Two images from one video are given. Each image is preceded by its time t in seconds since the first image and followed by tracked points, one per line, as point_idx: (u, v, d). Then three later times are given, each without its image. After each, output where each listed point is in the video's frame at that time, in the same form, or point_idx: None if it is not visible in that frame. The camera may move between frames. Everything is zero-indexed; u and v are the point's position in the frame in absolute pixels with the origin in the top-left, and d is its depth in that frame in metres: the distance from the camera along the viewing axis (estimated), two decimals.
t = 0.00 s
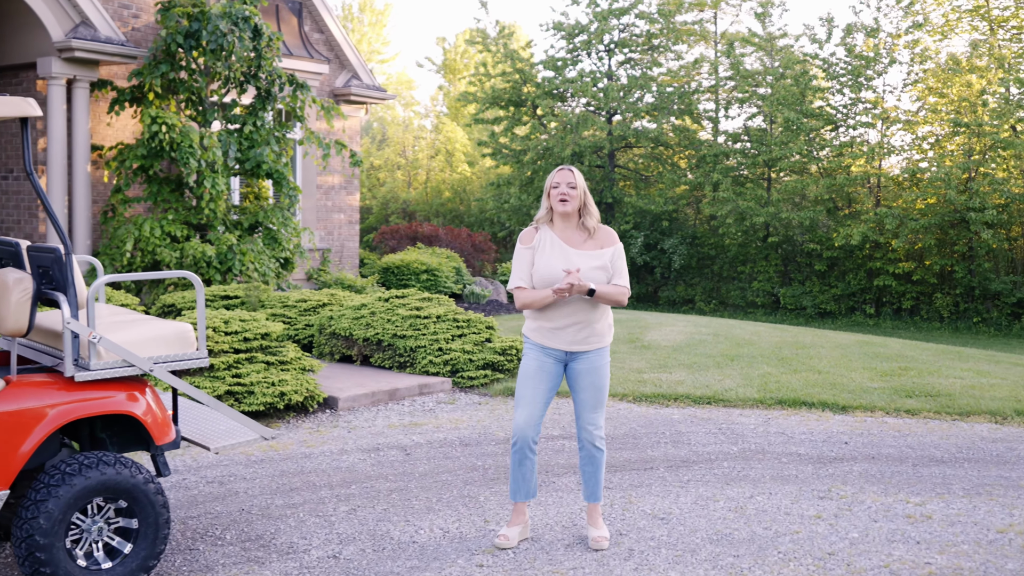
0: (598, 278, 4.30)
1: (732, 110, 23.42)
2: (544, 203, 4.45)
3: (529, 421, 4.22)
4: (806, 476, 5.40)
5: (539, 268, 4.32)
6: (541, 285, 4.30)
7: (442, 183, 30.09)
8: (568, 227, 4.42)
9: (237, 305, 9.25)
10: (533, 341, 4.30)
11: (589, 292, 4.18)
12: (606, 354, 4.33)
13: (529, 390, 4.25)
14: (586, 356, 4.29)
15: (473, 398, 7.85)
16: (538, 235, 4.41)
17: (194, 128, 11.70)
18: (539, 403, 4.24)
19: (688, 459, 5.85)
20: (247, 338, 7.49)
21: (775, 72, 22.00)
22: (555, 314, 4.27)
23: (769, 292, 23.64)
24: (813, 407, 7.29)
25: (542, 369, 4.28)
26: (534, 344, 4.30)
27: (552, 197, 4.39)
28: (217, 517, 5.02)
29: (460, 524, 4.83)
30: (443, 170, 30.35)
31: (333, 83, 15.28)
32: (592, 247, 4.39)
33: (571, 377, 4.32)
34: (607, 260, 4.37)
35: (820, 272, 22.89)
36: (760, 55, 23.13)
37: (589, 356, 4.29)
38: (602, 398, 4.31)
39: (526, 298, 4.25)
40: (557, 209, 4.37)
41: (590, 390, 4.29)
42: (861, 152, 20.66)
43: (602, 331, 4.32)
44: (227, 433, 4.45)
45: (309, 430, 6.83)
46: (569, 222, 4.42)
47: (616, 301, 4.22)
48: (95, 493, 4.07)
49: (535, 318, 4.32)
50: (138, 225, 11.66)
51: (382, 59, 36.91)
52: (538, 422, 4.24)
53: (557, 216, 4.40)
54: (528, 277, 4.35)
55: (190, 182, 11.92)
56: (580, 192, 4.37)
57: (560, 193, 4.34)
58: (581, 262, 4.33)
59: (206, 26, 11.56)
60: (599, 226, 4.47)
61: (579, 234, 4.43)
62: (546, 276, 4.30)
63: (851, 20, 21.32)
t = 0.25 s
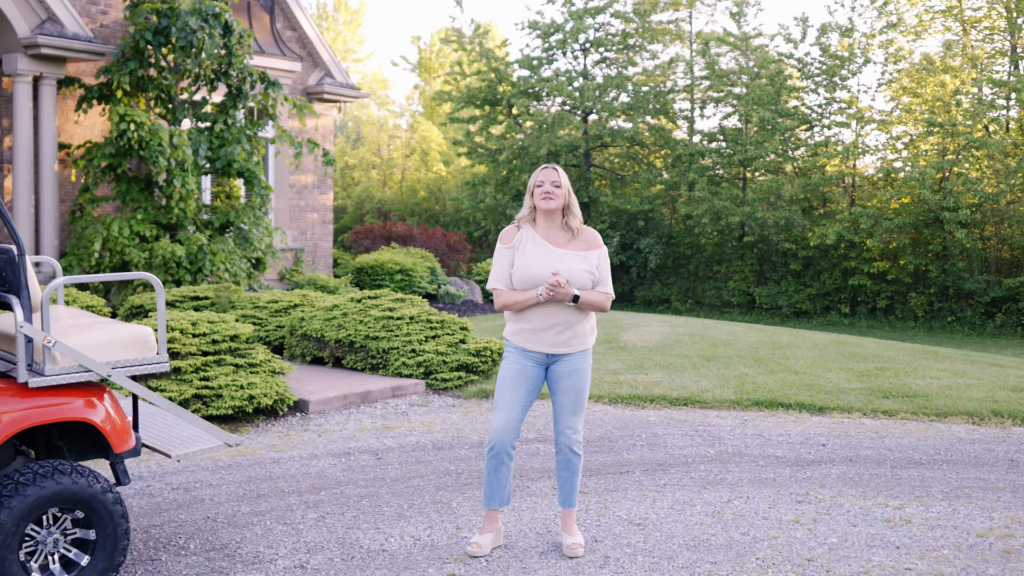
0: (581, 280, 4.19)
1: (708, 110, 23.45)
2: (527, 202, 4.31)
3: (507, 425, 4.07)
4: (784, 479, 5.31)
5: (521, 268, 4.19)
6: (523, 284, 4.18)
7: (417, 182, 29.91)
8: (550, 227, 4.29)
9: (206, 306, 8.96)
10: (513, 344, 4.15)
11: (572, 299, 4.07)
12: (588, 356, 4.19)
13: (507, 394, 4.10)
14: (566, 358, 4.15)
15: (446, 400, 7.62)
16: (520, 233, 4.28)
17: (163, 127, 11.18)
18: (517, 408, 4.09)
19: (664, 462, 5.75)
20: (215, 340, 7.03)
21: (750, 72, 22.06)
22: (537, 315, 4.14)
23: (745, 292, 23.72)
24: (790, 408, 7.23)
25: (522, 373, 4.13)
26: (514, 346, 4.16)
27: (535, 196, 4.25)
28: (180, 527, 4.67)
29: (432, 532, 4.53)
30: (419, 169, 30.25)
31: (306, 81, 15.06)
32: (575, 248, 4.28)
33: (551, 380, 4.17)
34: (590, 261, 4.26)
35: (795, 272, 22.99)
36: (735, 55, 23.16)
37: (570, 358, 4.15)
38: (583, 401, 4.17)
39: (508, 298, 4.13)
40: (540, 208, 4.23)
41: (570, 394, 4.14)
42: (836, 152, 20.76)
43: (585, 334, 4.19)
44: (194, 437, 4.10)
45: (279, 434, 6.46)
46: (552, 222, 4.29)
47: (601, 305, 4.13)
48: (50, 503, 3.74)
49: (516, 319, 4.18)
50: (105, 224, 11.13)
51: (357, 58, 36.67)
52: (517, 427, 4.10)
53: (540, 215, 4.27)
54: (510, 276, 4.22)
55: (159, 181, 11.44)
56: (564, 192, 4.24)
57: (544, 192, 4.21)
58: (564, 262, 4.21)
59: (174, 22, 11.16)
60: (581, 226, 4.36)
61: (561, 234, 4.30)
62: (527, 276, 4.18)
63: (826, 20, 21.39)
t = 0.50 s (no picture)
0: (568, 279, 4.06)
1: (689, 109, 23.45)
2: (512, 200, 4.19)
3: (491, 430, 3.96)
4: (769, 482, 5.24)
5: (506, 266, 4.08)
6: (507, 283, 4.06)
7: (398, 181, 29.81)
8: (536, 225, 4.17)
9: (182, 307, 8.75)
10: (500, 346, 4.04)
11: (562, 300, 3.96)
12: (575, 358, 4.09)
13: (493, 398, 3.98)
14: (553, 361, 4.04)
15: (426, 401, 7.45)
16: (505, 232, 4.16)
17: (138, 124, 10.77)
18: (502, 412, 3.98)
19: (648, 465, 5.65)
20: (190, 342, 6.69)
21: (731, 71, 22.09)
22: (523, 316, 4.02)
23: (725, 291, 23.72)
24: (774, 409, 7.16)
25: (507, 376, 4.01)
26: (500, 349, 4.05)
27: (520, 194, 4.14)
28: (151, 535, 4.37)
29: (412, 539, 4.30)
30: (399, 168, 30.10)
31: (284, 79, 14.80)
32: (562, 246, 4.16)
33: (538, 383, 4.06)
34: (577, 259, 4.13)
35: (776, 271, 23.04)
36: (716, 54, 23.18)
37: (558, 361, 4.03)
38: (569, 405, 4.06)
39: (493, 300, 4.03)
40: (525, 205, 4.12)
41: (557, 397, 4.03)
42: (817, 151, 20.79)
43: (573, 336, 4.08)
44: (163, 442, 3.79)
45: (256, 437, 6.14)
46: (538, 220, 4.17)
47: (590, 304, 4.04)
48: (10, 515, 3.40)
49: (501, 320, 4.07)
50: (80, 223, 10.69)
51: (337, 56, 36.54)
52: (501, 432, 3.99)
53: (525, 213, 4.15)
54: (495, 276, 4.11)
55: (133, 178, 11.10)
56: (550, 189, 4.13)
57: (529, 189, 4.10)
58: (551, 260, 4.09)
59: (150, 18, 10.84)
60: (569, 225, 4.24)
61: (547, 233, 4.18)
62: (511, 274, 4.06)
63: (807, 20, 21.45)
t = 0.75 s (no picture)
0: (564, 280, 3.98)
1: (677, 107, 23.43)
2: (505, 197, 4.09)
3: (485, 434, 3.85)
4: (762, 486, 5.20)
5: (499, 266, 3.98)
6: (501, 284, 3.97)
7: (384, 180, 29.70)
8: (530, 222, 4.06)
9: (165, 308, 8.61)
10: (493, 348, 3.94)
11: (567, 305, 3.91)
12: (570, 361, 4.00)
13: (486, 401, 3.88)
14: (548, 364, 3.95)
15: (414, 403, 7.33)
16: (498, 230, 4.05)
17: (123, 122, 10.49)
18: (496, 416, 3.88)
19: (639, 468, 5.57)
20: (173, 343, 6.51)
21: (719, 70, 22.09)
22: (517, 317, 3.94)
23: (713, 290, 23.70)
24: (765, 410, 7.10)
25: (501, 379, 3.91)
26: (494, 351, 3.95)
27: (512, 191, 4.03)
28: (132, 542, 4.19)
29: (400, 547, 4.17)
30: (385, 167, 29.99)
31: (270, 76, 14.57)
32: (557, 247, 4.06)
33: (532, 386, 3.96)
34: (572, 259, 4.05)
35: (764, 271, 23.05)
36: (704, 53, 23.17)
37: (552, 363, 3.94)
38: (564, 409, 3.97)
39: (483, 301, 3.94)
40: (518, 202, 4.01)
41: (551, 401, 3.94)
42: (805, 150, 20.79)
43: (568, 338, 4.00)
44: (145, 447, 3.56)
45: (240, 440, 5.96)
46: (532, 217, 4.06)
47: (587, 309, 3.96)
48: None
49: (494, 321, 3.98)
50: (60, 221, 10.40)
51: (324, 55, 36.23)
52: (494, 436, 3.89)
53: (520, 210, 4.05)
54: (488, 277, 4.02)
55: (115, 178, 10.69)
56: (543, 185, 4.01)
57: (521, 185, 3.99)
58: (546, 259, 4.00)
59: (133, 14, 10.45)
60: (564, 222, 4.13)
61: (542, 230, 4.08)
62: (505, 275, 3.96)
63: (796, 18, 21.46)
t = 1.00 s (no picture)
0: (561, 278, 3.82)
1: (671, 106, 23.36)
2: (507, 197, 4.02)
3: (482, 439, 3.76)
4: (762, 490, 5.15)
5: (495, 263, 3.86)
6: (495, 280, 3.85)
7: (377, 179, 29.64)
8: (530, 221, 3.95)
9: (154, 308, 8.46)
10: (491, 349, 3.85)
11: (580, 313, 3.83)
12: (569, 364, 3.90)
13: (483, 405, 3.79)
14: (546, 367, 3.86)
15: (407, 405, 7.22)
16: (499, 230, 3.98)
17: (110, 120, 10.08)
18: (493, 420, 3.79)
19: (637, 472, 5.48)
20: (162, 344, 6.30)
21: (713, 69, 22.01)
22: (515, 316, 3.82)
23: (707, 290, 23.62)
24: (763, 412, 7.18)
25: (499, 382, 3.83)
26: (491, 352, 3.86)
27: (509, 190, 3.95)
28: (117, 548, 4.03)
29: (392, 554, 4.03)
30: (378, 166, 29.90)
31: (261, 74, 14.36)
32: (557, 246, 3.92)
33: (530, 390, 3.87)
34: (573, 258, 3.90)
35: (758, 270, 23.01)
36: (698, 51, 23.09)
37: (551, 367, 3.85)
38: (562, 414, 3.88)
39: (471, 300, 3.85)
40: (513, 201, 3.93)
41: (549, 405, 3.85)
42: (800, 149, 20.72)
43: (568, 340, 3.89)
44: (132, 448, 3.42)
45: (230, 443, 5.80)
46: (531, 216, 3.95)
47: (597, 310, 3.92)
48: None
49: (493, 321, 3.87)
50: (49, 221, 10.02)
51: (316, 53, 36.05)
52: (492, 441, 3.80)
53: (518, 209, 3.96)
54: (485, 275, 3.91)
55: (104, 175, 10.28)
56: (540, 181, 3.91)
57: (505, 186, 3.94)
58: (545, 256, 3.85)
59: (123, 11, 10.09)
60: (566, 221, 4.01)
61: (542, 230, 3.95)
62: (498, 270, 3.84)
63: (791, 17, 21.38)
